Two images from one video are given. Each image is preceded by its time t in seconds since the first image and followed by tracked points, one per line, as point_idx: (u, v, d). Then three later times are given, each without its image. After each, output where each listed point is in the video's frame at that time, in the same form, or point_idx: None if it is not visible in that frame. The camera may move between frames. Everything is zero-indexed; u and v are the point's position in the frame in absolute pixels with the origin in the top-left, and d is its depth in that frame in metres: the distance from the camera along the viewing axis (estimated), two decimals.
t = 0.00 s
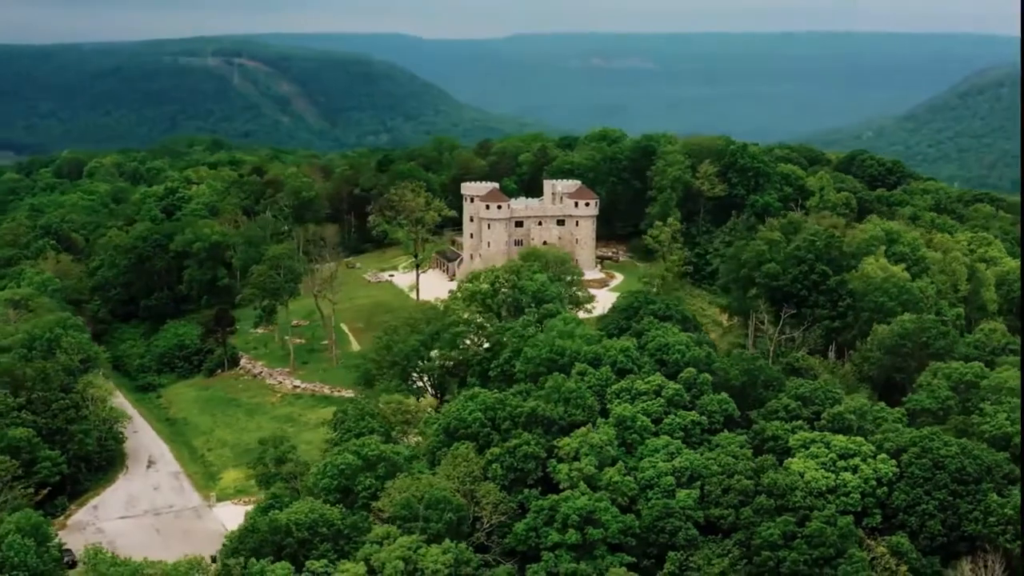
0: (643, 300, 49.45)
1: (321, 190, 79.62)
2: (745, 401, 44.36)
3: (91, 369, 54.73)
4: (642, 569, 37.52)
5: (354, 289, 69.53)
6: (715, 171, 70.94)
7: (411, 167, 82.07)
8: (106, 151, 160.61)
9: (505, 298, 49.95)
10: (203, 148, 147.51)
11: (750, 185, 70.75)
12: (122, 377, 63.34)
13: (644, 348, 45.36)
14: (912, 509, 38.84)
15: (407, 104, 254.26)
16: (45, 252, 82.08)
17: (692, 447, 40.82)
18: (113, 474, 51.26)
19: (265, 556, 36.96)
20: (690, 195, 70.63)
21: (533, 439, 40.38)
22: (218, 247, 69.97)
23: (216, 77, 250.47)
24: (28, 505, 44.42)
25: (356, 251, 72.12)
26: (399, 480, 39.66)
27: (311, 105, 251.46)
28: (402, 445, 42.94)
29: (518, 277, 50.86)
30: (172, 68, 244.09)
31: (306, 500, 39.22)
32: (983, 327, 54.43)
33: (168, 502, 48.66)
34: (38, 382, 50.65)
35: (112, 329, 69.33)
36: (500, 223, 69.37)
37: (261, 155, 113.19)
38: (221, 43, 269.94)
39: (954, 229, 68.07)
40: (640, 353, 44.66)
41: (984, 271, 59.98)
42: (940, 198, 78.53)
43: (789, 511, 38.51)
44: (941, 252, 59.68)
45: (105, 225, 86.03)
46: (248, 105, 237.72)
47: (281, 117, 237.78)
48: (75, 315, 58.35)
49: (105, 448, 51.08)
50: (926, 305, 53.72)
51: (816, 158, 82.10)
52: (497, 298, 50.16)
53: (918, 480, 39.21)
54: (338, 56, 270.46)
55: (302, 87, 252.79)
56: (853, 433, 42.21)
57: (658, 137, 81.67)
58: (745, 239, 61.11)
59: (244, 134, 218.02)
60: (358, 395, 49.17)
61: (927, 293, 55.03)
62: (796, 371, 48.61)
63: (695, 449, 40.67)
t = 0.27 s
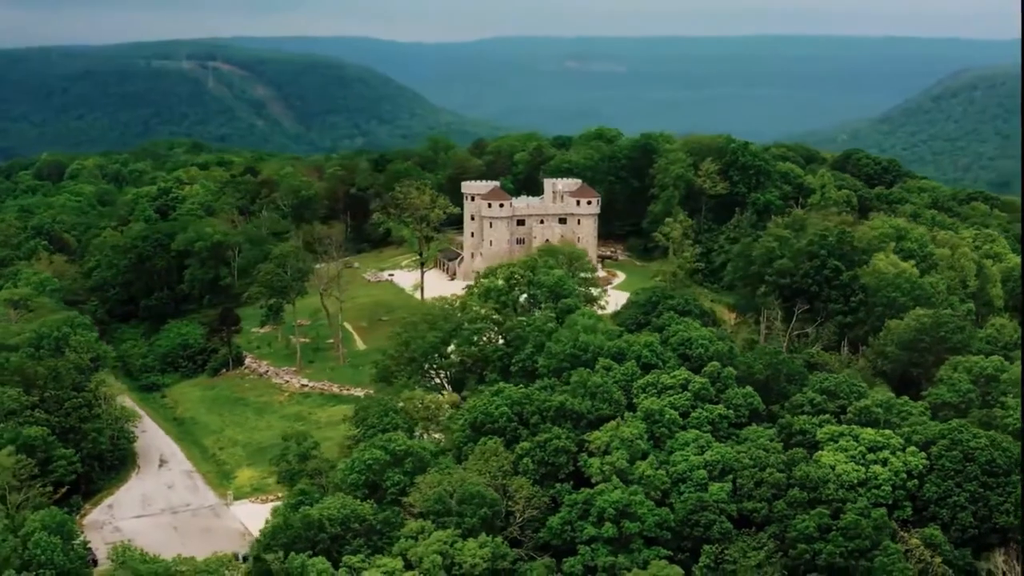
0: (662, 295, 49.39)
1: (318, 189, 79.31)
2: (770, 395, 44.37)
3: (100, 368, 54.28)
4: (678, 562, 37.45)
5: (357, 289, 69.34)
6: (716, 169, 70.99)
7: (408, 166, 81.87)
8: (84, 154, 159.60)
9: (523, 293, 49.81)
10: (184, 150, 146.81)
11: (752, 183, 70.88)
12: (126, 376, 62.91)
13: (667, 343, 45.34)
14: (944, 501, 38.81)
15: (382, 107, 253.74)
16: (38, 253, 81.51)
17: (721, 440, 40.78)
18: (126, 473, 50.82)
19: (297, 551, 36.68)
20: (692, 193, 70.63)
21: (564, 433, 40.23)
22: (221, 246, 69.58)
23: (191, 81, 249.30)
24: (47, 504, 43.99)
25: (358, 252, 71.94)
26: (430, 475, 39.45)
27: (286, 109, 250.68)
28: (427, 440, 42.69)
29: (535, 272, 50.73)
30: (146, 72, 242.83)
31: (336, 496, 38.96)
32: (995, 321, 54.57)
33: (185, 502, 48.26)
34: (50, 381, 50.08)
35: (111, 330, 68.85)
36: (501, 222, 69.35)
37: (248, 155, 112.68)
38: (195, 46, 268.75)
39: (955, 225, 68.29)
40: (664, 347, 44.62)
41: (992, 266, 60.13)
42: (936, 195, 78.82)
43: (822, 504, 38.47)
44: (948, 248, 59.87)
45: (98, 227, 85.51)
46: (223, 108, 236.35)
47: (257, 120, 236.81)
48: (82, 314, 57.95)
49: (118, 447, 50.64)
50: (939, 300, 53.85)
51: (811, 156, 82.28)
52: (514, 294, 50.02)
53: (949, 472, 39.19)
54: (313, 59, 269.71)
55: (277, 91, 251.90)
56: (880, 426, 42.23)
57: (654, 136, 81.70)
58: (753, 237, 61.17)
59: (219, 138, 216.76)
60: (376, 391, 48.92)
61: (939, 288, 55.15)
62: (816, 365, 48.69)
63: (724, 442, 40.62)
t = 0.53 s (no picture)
0: (679, 291, 49.32)
1: (316, 188, 79.04)
2: (792, 390, 44.37)
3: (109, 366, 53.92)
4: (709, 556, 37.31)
5: (360, 289, 69.04)
6: (717, 167, 71.01)
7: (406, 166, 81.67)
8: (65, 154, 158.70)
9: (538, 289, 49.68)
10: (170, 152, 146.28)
11: (753, 181, 70.94)
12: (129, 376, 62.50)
13: (687, 338, 45.23)
14: (972, 494, 38.72)
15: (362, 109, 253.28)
16: (33, 253, 81.02)
17: (746, 435, 40.71)
18: (138, 472, 50.46)
19: (327, 545, 36.43)
20: (694, 192, 70.61)
21: (589, 428, 40.10)
22: (222, 246, 69.32)
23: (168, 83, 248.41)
24: (64, 502, 43.65)
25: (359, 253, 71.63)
26: (457, 471, 39.27)
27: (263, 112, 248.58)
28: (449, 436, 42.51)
29: (551, 270, 50.61)
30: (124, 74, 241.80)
31: (363, 492, 38.74)
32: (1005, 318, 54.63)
33: (200, 500, 47.94)
34: (62, 380, 49.93)
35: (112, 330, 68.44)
36: (504, 221, 69.10)
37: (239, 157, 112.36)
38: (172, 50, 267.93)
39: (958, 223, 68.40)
40: (685, 343, 44.53)
41: (998, 263, 60.21)
42: (934, 195, 78.97)
43: (850, 498, 38.38)
44: (956, 245, 59.97)
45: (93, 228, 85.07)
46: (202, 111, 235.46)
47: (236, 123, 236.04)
48: (89, 313, 57.65)
49: (130, 446, 50.30)
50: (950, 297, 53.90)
51: (809, 156, 82.37)
52: (530, 290, 49.89)
53: (977, 466, 39.11)
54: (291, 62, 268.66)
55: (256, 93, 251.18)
56: (903, 421, 42.21)
57: (652, 135, 81.67)
58: (760, 236, 61.18)
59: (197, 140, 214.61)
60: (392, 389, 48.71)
61: (950, 284, 55.22)
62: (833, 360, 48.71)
63: (750, 437, 40.55)
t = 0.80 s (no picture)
0: (694, 287, 49.33)
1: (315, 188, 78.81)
2: (812, 385, 44.38)
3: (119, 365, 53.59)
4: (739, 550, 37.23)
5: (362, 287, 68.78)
6: (719, 165, 71.05)
7: (403, 166, 81.50)
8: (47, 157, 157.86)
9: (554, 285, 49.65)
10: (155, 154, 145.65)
11: (754, 179, 71.03)
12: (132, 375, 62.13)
13: (706, 333, 45.19)
14: (998, 487, 38.69)
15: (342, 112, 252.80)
16: (29, 254, 80.53)
17: (771, 429, 40.69)
18: (150, 470, 50.14)
19: (357, 541, 36.22)
20: (697, 190, 70.66)
21: (615, 423, 40.03)
22: (223, 246, 69.07)
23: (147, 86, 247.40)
24: (82, 499, 43.34)
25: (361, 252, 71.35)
26: (484, 466, 39.13)
27: (241, 116, 246.80)
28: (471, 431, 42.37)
29: (566, 266, 50.59)
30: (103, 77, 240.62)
31: (390, 487, 38.57)
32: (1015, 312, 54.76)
33: (215, 497, 47.67)
34: (74, 378, 49.59)
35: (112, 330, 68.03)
36: (507, 219, 68.87)
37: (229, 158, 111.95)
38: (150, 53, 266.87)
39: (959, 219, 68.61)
40: (705, 338, 44.48)
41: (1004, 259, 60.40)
42: (930, 193, 79.18)
43: (878, 491, 38.30)
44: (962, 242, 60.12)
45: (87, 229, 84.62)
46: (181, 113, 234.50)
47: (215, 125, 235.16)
48: (97, 311, 57.30)
49: (143, 443, 49.97)
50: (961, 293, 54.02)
51: (805, 154, 82.49)
52: (545, 287, 49.83)
53: (1003, 458, 39.09)
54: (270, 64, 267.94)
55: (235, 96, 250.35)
56: (925, 415, 42.22)
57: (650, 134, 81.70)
58: (766, 233, 61.23)
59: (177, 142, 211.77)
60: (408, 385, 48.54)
61: (960, 280, 55.34)
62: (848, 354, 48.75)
63: (775, 430, 40.52)
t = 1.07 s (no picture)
0: (712, 282, 49.40)
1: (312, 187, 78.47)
2: (835, 379, 44.45)
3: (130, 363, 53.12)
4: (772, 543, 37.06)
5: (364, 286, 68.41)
6: (720, 163, 71.05)
7: (401, 165, 81.23)
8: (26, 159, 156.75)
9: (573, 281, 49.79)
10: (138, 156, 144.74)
11: (756, 177, 71.06)
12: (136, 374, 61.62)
13: (728, 328, 45.10)
14: None
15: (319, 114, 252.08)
16: (23, 253, 79.86)
17: (799, 422, 40.62)
18: (164, 469, 49.69)
19: (394, 535, 35.97)
20: (698, 188, 70.62)
21: (645, 416, 39.90)
22: (224, 244, 68.68)
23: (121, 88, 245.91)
24: (103, 497, 42.89)
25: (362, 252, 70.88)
26: (514, 460, 38.90)
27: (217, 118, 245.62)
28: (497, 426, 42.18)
29: (584, 262, 50.65)
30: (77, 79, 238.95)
31: (421, 481, 38.30)
32: None
33: (233, 495, 47.29)
34: (87, 375, 49.07)
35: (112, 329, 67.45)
36: (509, 217, 68.51)
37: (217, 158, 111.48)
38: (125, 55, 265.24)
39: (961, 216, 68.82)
40: (728, 332, 44.40)
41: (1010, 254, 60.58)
42: (927, 191, 79.43)
43: (910, 483, 38.13)
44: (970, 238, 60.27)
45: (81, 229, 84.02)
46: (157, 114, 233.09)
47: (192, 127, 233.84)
48: (104, 309, 56.79)
49: (157, 442, 49.52)
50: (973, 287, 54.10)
51: (802, 152, 82.64)
52: (564, 283, 49.77)
53: None
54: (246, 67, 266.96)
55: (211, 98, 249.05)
56: (950, 408, 42.19)
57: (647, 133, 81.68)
58: (773, 229, 61.24)
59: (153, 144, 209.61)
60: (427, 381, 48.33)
61: (971, 275, 55.43)
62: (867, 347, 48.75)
63: (803, 424, 40.42)
